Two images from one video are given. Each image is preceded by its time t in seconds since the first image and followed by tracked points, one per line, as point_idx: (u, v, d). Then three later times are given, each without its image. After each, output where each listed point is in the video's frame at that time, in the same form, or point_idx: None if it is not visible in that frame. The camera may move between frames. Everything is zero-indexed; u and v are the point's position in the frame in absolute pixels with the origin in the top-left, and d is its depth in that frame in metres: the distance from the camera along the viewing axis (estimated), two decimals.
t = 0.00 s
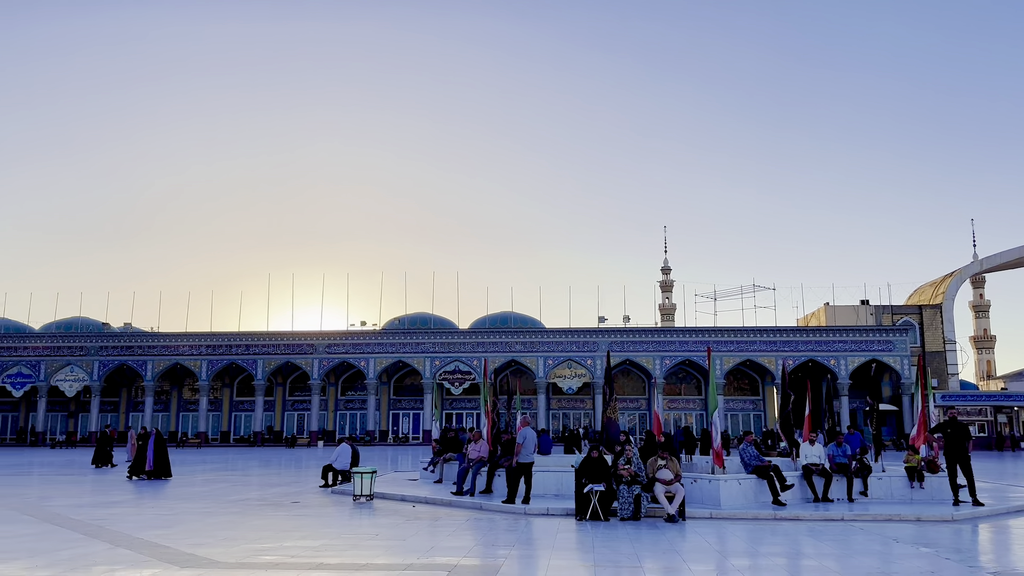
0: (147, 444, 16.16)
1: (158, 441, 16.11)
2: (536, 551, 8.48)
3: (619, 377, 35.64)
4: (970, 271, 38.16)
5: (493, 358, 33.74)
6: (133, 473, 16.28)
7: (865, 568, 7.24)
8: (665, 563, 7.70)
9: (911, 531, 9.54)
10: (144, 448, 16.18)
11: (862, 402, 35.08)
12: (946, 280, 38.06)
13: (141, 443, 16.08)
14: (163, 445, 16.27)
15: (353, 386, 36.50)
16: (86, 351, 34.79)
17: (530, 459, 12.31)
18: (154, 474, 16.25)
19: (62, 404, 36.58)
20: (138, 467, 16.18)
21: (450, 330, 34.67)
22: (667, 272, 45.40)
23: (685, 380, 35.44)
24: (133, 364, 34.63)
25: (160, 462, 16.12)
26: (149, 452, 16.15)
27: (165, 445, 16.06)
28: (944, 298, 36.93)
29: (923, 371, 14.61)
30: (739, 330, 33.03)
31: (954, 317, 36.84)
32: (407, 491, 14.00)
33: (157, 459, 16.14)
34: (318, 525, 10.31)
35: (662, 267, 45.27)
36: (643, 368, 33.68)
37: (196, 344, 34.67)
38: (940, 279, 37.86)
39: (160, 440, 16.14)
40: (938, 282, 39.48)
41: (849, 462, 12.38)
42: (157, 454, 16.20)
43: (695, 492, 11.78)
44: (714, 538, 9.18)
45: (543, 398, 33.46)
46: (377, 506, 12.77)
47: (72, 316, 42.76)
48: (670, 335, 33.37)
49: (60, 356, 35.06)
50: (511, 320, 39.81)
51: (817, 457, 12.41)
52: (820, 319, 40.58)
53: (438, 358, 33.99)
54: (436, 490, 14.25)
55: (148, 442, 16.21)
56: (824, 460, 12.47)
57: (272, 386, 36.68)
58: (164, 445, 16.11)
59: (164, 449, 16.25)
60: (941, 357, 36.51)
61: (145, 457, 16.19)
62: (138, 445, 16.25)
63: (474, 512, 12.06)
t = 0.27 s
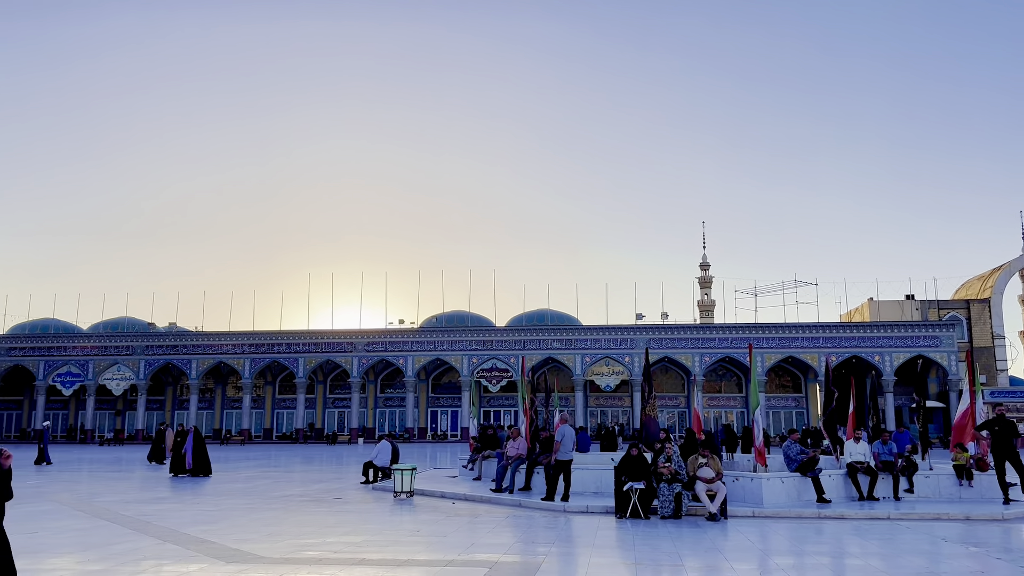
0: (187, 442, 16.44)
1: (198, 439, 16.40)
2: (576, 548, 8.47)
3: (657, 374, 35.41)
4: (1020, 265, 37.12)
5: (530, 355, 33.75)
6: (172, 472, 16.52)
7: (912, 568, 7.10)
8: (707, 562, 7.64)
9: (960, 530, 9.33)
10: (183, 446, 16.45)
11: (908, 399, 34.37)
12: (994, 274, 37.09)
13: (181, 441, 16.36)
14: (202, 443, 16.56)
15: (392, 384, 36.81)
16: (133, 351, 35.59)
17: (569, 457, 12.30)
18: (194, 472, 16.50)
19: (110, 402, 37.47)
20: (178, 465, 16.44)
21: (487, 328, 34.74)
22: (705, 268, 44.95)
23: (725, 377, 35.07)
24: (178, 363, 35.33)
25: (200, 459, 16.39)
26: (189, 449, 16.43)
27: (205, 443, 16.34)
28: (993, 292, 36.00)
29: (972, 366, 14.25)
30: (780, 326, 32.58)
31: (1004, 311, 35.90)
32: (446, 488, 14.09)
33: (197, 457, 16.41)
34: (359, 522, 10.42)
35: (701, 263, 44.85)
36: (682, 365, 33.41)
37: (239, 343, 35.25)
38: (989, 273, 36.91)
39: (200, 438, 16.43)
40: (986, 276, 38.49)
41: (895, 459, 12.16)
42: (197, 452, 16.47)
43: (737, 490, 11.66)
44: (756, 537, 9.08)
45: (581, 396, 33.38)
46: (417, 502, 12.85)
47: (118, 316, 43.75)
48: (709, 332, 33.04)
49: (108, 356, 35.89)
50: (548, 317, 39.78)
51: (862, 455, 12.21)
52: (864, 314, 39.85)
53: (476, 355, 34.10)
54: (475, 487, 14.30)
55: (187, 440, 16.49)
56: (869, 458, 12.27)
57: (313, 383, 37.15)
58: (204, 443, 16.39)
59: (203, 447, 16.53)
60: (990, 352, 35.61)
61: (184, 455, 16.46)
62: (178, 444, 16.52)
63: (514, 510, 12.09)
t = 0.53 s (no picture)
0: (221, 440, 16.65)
1: (232, 437, 16.60)
2: (611, 546, 8.43)
3: (692, 371, 35.12)
4: None
5: (564, 353, 33.68)
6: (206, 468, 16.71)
7: (956, 567, 6.95)
8: (744, 560, 7.56)
9: (1005, 529, 9.11)
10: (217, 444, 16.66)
11: (950, 395, 33.67)
12: None
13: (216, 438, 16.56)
14: (236, 441, 16.77)
15: (426, 382, 37.03)
16: (173, 350, 36.23)
17: (603, 455, 12.24)
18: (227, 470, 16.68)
19: (151, 400, 38.20)
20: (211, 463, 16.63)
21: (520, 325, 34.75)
22: (740, 264, 44.48)
23: (762, 374, 34.65)
24: (217, 362, 35.89)
25: (233, 457, 16.58)
26: (223, 447, 16.64)
27: (239, 441, 16.54)
28: None
29: (1016, 361, 13.90)
30: (817, 322, 32.11)
31: None
32: (481, 485, 14.11)
33: (231, 454, 16.61)
34: (395, 519, 10.48)
35: (735, 259, 44.39)
36: (718, 361, 33.09)
37: (276, 341, 35.71)
38: None
39: (234, 437, 16.64)
40: None
41: (937, 457, 11.92)
42: (230, 450, 16.68)
43: (774, 489, 11.51)
44: (795, 535, 8.95)
45: (615, 393, 33.24)
46: (452, 500, 12.90)
47: (158, 316, 44.54)
48: (745, 328, 32.67)
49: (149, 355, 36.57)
50: (581, 314, 39.67)
51: (903, 452, 11.98)
52: (903, 309, 39.13)
53: (509, 353, 34.12)
54: (510, 485, 14.31)
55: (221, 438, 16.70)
56: (910, 456, 12.03)
57: (349, 381, 37.49)
58: (238, 442, 16.59)
59: (237, 445, 16.74)
60: None
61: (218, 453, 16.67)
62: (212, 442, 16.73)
63: (549, 507, 12.07)
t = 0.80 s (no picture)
0: (250, 438, 16.88)
1: (261, 434, 16.82)
2: (642, 544, 8.40)
3: (725, 368, 34.82)
4: None
5: (594, 350, 33.58)
6: (236, 467, 16.91)
7: (994, 566, 6.82)
8: (777, 559, 7.48)
9: None
10: (246, 442, 16.88)
11: (990, 391, 32.97)
12: None
13: (245, 436, 16.79)
14: (265, 439, 16.99)
15: (456, 380, 37.16)
16: (207, 350, 36.75)
17: (634, 452, 12.18)
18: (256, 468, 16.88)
19: (187, 399, 38.83)
20: (241, 461, 16.84)
21: (550, 322, 34.73)
22: (773, 259, 43.99)
23: (796, 370, 34.24)
24: (251, 361, 36.38)
25: (263, 455, 16.79)
26: (252, 445, 16.85)
27: (268, 439, 16.76)
28: None
29: None
30: (852, 318, 31.63)
31: None
32: (511, 483, 14.13)
33: (260, 452, 16.81)
34: (427, 516, 10.54)
35: (768, 254, 43.91)
36: (750, 358, 32.78)
37: (308, 340, 36.09)
38: None
39: (263, 434, 16.86)
40: None
41: (976, 454, 11.69)
42: (259, 448, 16.89)
43: (809, 486, 11.36)
44: (830, 534, 8.83)
45: (646, 390, 33.08)
46: (483, 497, 12.94)
47: (193, 316, 45.22)
48: (778, 325, 32.30)
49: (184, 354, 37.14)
50: (611, 312, 39.52)
51: (940, 449, 11.77)
52: (941, 303, 38.39)
53: (538, 351, 34.12)
54: (541, 483, 14.31)
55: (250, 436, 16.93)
56: (947, 452, 11.82)
57: (380, 379, 37.75)
58: (267, 440, 16.80)
59: (266, 443, 16.96)
60: None
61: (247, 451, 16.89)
62: (241, 440, 16.95)
63: (580, 505, 12.06)
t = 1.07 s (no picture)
0: (274, 435, 17.05)
1: (285, 432, 16.97)
2: (672, 542, 8.35)
3: (755, 365, 34.50)
4: None
5: (622, 347, 33.45)
6: (261, 465, 17.04)
7: None
8: (810, 557, 7.39)
9: None
10: (271, 440, 17.05)
11: None
12: None
13: (269, 433, 16.98)
14: (289, 437, 17.14)
15: (484, 377, 37.23)
16: (239, 349, 37.20)
17: (663, 449, 12.11)
18: (280, 465, 16.98)
19: (220, 398, 39.36)
20: (265, 458, 16.99)
21: (578, 320, 34.65)
22: (804, 254, 43.47)
23: (827, 366, 33.81)
24: (281, 360, 36.77)
25: (286, 452, 16.91)
26: (276, 442, 17.02)
27: (292, 436, 16.91)
28: None
29: None
30: (885, 313, 31.16)
31: None
32: (540, 480, 14.13)
33: (284, 449, 16.95)
34: (455, 513, 10.58)
35: (798, 248, 43.40)
36: (781, 354, 32.44)
37: (338, 339, 36.38)
38: None
39: (287, 432, 17.02)
40: None
41: (1012, 450, 11.46)
42: (284, 445, 17.03)
43: (841, 484, 11.20)
44: (863, 531, 8.71)
45: (675, 388, 32.87)
46: (512, 494, 12.96)
47: (224, 317, 45.81)
48: (809, 320, 31.91)
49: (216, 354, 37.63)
50: (639, 309, 39.34)
51: (976, 445, 11.56)
52: (977, 297, 37.67)
53: (566, 348, 34.07)
54: (569, 480, 14.30)
55: (275, 434, 17.10)
56: (983, 448, 11.61)
57: (409, 377, 37.96)
58: (291, 437, 16.94)
59: (290, 441, 17.09)
60: None
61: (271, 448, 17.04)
62: (266, 438, 17.14)
63: (608, 503, 12.03)
